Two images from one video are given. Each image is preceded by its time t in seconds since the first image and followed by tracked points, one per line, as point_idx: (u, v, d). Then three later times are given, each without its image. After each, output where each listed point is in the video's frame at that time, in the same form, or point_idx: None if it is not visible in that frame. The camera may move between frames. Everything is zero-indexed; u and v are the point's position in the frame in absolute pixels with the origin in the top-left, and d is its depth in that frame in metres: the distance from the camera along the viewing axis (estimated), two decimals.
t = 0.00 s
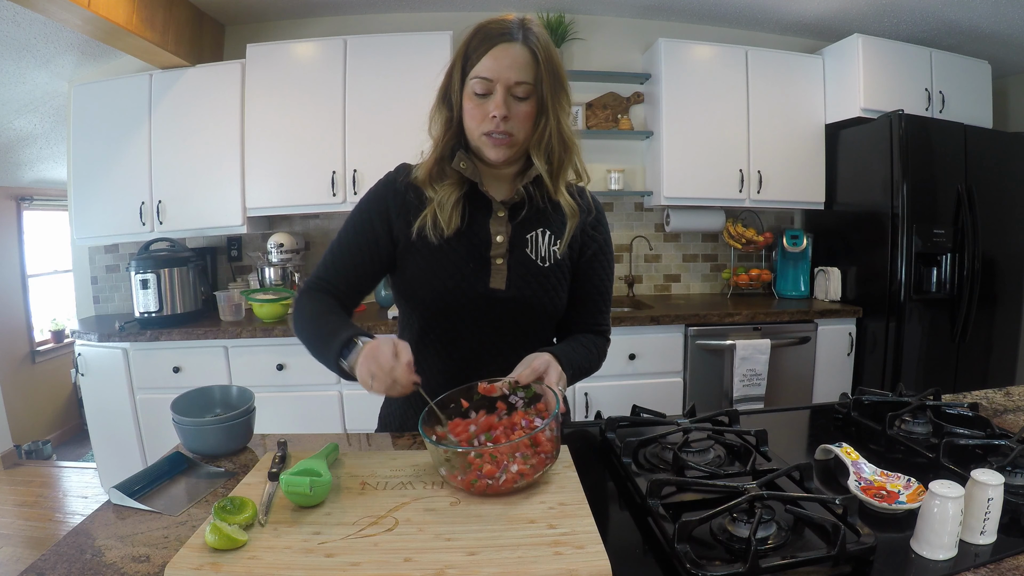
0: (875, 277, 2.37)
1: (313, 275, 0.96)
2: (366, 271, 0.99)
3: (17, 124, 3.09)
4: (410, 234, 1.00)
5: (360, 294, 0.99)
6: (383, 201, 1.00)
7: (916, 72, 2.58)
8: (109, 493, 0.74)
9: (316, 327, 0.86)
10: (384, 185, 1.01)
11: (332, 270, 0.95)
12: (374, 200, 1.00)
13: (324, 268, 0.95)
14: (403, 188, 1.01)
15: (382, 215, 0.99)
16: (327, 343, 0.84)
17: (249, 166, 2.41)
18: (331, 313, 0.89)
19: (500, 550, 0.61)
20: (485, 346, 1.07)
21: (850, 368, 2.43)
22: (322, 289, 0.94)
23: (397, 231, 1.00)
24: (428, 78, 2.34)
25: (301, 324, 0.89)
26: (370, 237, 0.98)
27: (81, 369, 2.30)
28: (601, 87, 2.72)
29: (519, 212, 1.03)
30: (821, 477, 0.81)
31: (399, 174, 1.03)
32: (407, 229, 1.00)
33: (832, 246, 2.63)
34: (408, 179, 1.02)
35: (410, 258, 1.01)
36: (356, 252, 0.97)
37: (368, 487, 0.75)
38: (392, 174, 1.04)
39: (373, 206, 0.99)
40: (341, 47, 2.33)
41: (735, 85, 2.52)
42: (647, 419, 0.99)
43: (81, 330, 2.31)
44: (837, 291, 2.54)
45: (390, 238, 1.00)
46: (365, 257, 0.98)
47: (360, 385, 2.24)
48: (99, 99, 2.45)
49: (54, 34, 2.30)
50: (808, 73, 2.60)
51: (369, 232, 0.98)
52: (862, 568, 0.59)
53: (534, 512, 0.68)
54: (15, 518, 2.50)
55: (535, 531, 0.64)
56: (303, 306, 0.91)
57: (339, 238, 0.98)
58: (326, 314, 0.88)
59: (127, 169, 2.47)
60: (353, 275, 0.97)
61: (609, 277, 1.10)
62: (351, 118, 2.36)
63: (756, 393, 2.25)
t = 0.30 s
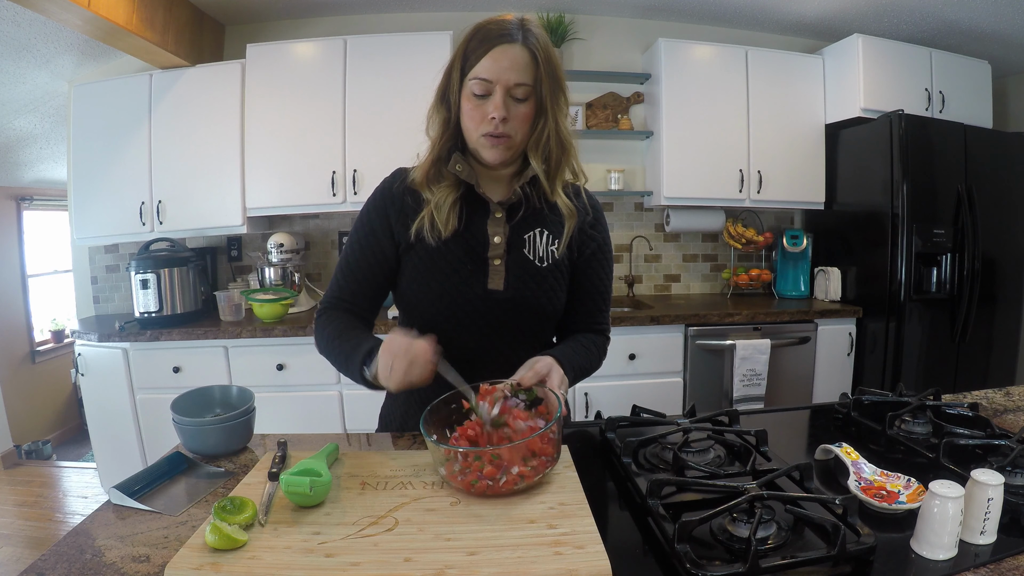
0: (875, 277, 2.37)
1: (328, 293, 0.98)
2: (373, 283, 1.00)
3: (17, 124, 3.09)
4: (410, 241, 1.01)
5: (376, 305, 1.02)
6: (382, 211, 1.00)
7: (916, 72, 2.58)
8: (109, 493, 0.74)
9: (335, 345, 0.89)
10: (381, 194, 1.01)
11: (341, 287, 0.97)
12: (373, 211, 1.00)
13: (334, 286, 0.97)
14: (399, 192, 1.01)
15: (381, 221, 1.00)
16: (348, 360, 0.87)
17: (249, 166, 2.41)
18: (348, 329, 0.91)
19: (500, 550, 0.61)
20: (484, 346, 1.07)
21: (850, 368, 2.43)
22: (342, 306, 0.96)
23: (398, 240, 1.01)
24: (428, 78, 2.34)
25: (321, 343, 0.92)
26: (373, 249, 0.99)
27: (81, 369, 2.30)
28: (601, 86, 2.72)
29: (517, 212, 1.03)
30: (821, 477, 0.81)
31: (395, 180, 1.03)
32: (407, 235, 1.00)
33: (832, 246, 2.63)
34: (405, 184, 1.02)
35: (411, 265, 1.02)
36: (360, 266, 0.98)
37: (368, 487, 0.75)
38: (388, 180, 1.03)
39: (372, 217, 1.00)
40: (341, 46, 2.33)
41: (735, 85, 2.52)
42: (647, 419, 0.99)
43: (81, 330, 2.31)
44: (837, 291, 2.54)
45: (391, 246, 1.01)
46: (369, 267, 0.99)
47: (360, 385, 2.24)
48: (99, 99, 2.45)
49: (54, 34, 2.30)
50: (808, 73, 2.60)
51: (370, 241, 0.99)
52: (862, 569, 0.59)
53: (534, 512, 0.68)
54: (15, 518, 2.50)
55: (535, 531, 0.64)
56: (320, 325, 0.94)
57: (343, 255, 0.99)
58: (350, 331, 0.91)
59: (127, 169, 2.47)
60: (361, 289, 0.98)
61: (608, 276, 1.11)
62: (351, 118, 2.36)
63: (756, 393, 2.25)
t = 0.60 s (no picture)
0: (875, 277, 2.37)
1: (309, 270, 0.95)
2: (365, 272, 0.99)
3: (17, 124, 3.08)
4: (408, 237, 1.01)
5: (357, 289, 0.98)
6: (382, 204, 1.00)
7: (916, 72, 2.58)
8: (109, 493, 0.74)
9: (327, 320, 0.86)
10: (382, 188, 1.01)
11: (328, 270, 0.94)
12: (371, 204, 1.00)
13: (317, 266, 0.94)
14: (400, 190, 1.01)
15: (380, 218, 0.99)
16: (341, 338, 0.85)
17: (249, 166, 2.41)
18: (333, 306, 0.88)
19: (500, 551, 0.61)
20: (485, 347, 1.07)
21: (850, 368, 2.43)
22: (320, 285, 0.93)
23: (396, 235, 1.00)
24: (428, 78, 2.34)
25: (300, 325, 0.89)
26: (368, 240, 0.98)
27: (81, 369, 2.30)
28: (601, 86, 2.72)
29: (517, 213, 1.03)
30: (821, 477, 0.81)
31: (396, 177, 1.03)
32: (405, 231, 1.00)
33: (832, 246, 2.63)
34: (406, 182, 1.02)
35: (409, 261, 1.02)
36: (354, 253, 0.96)
37: (368, 487, 0.75)
38: (391, 176, 1.04)
39: (370, 208, 0.99)
40: (341, 47, 2.33)
41: (735, 85, 2.52)
42: (647, 419, 0.99)
43: (81, 330, 2.31)
44: (837, 291, 2.54)
45: (388, 241, 1.01)
46: (364, 260, 0.98)
47: (360, 385, 2.24)
48: (99, 99, 2.45)
49: (54, 34, 2.29)
50: (808, 73, 2.60)
51: (366, 235, 0.98)
52: (863, 569, 0.59)
53: (534, 512, 0.68)
54: (15, 518, 2.50)
55: (535, 531, 0.64)
56: (300, 304, 0.90)
57: (335, 240, 0.97)
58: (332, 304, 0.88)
59: (127, 169, 2.47)
60: (350, 274, 0.96)
61: (609, 276, 1.11)
62: (351, 119, 2.36)
63: (756, 393, 2.25)
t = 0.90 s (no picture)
0: (875, 277, 2.37)
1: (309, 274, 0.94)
2: (365, 270, 0.97)
3: (17, 124, 3.08)
4: (410, 235, 1.00)
5: (355, 292, 0.97)
6: (383, 202, 0.99)
7: (916, 72, 2.58)
8: (109, 493, 0.74)
9: (311, 322, 0.84)
10: (384, 186, 1.01)
11: (328, 268, 0.93)
12: (373, 201, 0.99)
13: (319, 266, 0.94)
14: (402, 190, 1.01)
15: (382, 217, 0.99)
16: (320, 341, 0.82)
17: (249, 166, 2.41)
18: (326, 306, 0.86)
19: (500, 551, 0.61)
20: (487, 347, 1.07)
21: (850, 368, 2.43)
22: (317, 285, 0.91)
23: (398, 234, 1.00)
24: (428, 78, 2.34)
25: (292, 323, 0.87)
26: (370, 238, 0.97)
27: (81, 369, 2.30)
28: (601, 86, 2.72)
29: (519, 212, 1.03)
30: (821, 477, 0.81)
31: (398, 176, 1.03)
32: (408, 231, 1.00)
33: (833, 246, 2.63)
34: (408, 180, 1.02)
35: (411, 260, 1.01)
36: (354, 251, 0.96)
37: (368, 487, 0.75)
38: (392, 175, 1.03)
39: (372, 205, 0.99)
40: (341, 46, 2.33)
41: (735, 85, 2.52)
42: (647, 419, 0.99)
43: (81, 330, 2.31)
44: (837, 291, 2.54)
45: (390, 240, 1.00)
46: (364, 259, 0.97)
47: (360, 385, 2.24)
48: (99, 99, 2.45)
49: (54, 34, 2.30)
50: (808, 73, 2.60)
51: (366, 233, 0.97)
52: (863, 569, 0.59)
53: (534, 513, 0.68)
54: (15, 518, 2.50)
55: (535, 531, 0.64)
56: (295, 302, 0.89)
57: (337, 237, 0.97)
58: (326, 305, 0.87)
59: (127, 169, 2.47)
60: (350, 272, 0.95)
61: (610, 275, 1.11)
62: (351, 119, 2.36)
63: (756, 393, 2.25)
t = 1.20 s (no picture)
0: (875, 277, 2.37)
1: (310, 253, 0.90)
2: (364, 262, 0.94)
3: (17, 124, 3.08)
4: (410, 236, 0.99)
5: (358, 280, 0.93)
6: (383, 199, 0.98)
7: (916, 72, 2.58)
8: (109, 493, 0.74)
9: (324, 312, 0.79)
10: (385, 183, 1.00)
11: (331, 254, 0.89)
12: (375, 195, 0.98)
13: (324, 251, 0.89)
14: (401, 188, 0.99)
15: (381, 214, 0.97)
16: (338, 334, 0.77)
17: (249, 166, 2.41)
18: (333, 294, 0.82)
19: (500, 551, 0.61)
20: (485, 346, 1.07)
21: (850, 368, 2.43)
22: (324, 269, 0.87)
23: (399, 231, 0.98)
24: (427, 78, 2.34)
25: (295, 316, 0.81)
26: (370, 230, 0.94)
27: (81, 369, 2.30)
28: (601, 87, 2.72)
29: (518, 213, 1.03)
30: (821, 478, 0.81)
31: (397, 175, 1.02)
32: (407, 231, 0.99)
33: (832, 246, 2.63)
34: (407, 179, 1.01)
35: (410, 259, 1.00)
36: (355, 242, 0.92)
37: (368, 487, 0.75)
38: (392, 174, 1.02)
39: (372, 201, 0.97)
40: (341, 46, 2.33)
41: (735, 85, 2.52)
42: (647, 419, 0.99)
43: (81, 330, 2.31)
44: (837, 291, 2.54)
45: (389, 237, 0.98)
46: (366, 251, 0.94)
47: (360, 385, 2.24)
48: (99, 99, 2.45)
49: (54, 34, 2.30)
50: (808, 73, 2.60)
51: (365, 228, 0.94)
52: (863, 569, 0.59)
53: (533, 513, 0.68)
54: (15, 518, 2.50)
55: (535, 531, 0.64)
56: (296, 287, 0.83)
57: (338, 225, 0.94)
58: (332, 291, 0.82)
59: (126, 169, 2.47)
60: (351, 263, 0.91)
61: (608, 275, 1.11)
62: (351, 119, 2.36)
63: (756, 393, 2.25)
